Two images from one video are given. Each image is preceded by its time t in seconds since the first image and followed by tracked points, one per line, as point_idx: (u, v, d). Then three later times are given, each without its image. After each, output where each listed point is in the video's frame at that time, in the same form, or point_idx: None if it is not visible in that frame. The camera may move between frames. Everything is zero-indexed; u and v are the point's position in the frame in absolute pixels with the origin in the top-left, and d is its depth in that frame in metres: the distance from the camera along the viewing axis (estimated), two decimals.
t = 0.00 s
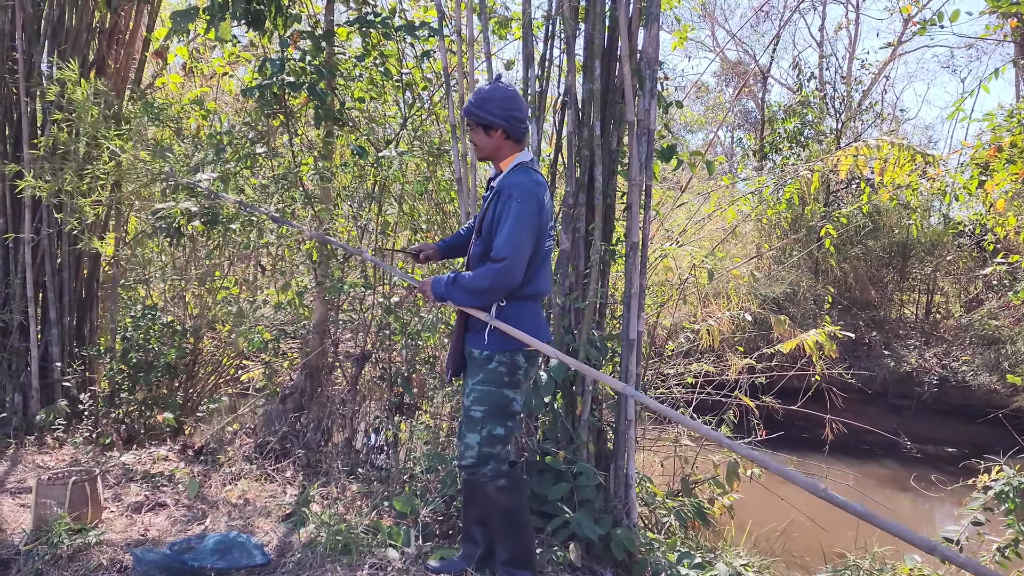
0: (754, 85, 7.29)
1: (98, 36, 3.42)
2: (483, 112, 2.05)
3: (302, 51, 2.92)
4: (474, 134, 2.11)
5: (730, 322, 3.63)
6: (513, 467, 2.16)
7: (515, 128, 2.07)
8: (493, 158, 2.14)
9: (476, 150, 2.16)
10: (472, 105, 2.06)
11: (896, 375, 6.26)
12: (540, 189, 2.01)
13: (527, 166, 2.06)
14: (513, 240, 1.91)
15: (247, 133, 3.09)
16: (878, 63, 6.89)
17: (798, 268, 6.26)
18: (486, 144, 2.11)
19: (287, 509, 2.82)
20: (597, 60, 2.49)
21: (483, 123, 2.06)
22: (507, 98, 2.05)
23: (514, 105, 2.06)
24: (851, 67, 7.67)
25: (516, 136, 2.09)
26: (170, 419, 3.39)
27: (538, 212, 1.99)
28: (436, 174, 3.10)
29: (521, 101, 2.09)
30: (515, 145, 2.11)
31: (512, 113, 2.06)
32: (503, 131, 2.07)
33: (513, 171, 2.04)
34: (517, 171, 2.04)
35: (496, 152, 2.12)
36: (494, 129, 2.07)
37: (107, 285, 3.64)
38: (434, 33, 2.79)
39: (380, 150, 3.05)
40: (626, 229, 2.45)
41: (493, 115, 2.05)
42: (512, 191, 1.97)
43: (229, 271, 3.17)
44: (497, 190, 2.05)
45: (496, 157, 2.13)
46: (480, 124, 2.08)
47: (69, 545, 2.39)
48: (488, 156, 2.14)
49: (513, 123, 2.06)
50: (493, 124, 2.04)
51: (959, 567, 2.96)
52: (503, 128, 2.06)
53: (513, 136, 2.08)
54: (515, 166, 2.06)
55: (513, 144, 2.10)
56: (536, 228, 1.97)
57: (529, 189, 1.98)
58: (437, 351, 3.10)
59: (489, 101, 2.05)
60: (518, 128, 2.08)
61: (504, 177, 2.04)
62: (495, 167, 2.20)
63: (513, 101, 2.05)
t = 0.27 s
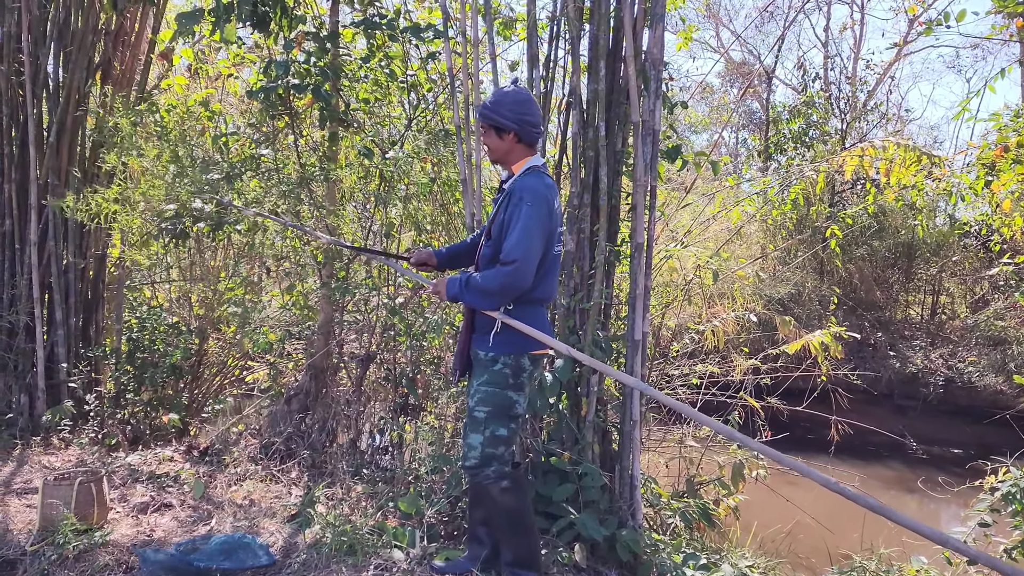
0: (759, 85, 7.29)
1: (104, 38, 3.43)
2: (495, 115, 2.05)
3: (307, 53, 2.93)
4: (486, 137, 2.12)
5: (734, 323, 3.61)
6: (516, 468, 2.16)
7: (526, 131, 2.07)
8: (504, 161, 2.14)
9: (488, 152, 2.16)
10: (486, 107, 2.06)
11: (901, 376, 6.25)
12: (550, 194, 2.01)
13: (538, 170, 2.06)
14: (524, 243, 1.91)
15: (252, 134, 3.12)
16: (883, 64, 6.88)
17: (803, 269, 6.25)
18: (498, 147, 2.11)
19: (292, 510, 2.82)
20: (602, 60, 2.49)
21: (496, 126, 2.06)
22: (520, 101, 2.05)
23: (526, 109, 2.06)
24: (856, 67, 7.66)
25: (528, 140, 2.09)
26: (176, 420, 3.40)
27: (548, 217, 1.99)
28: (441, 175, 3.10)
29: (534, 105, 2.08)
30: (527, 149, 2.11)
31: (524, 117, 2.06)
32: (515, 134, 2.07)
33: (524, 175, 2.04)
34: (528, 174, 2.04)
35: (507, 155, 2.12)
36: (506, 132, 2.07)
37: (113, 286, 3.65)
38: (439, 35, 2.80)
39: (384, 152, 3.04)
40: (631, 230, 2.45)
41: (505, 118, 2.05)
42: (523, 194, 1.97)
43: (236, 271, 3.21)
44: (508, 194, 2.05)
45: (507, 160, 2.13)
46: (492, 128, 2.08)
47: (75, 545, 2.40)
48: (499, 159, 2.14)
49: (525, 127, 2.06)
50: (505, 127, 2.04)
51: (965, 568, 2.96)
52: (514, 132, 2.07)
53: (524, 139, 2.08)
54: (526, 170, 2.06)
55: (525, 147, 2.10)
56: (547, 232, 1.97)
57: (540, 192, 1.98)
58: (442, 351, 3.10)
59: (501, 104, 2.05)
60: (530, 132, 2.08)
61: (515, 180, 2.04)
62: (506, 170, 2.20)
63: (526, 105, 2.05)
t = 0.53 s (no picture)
0: (763, 87, 7.28)
1: (110, 41, 3.44)
2: (502, 116, 2.05)
3: (312, 57, 2.94)
4: (494, 139, 2.13)
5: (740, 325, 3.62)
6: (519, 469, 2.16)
7: (533, 133, 2.07)
8: (511, 163, 2.14)
9: (496, 154, 2.16)
10: (492, 109, 2.07)
11: (907, 377, 6.21)
12: (553, 196, 2.01)
13: (543, 173, 2.06)
14: (526, 245, 1.91)
15: (256, 136, 3.13)
16: (888, 64, 6.86)
17: (807, 270, 6.23)
18: (504, 148, 2.11)
19: (297, 512, 2.82)
20: (606, 62, 2.49)
21: (502, 127, 2.07)
22: (526, 103, 2.05)
23: (533, 111, 2.06)
24: (860, 68, 7.65)
25: (535, 142, 2.09)
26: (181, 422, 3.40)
27: (551, 219, 1.99)
28: (445, 177, 3.11)
29: (541, 107, 2.08)
30: (534, 151, 2.11)
31: (530, 119, 2.06)
32: (521, 136, 2.07)
33: (528, 177, 2.04)
34: (533, 177, 2.04)
35: (514, 157, 2.12)
36: (512, 133, 2.07)
37: (118, 289, 3.65)
38: (443, 37, 2.80)
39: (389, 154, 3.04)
40: (635, 232, 2.44)
41: (512, 119, 2.05)
42: (525, 197, 1.97)
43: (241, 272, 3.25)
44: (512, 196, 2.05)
45: (514, 162, 2.13)
46: (499, 130, 2.09)
47: (81, 548, 2.40)
48: (506, 161, 2.14)
49: (531, 129, 2.06)
50: (510, 129, 2.04)
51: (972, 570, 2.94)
52: (520, 133, 2.07)
53: (531, 141, 2.08)
54: (531, 173, 2.06)
55: (532, 150, 2.10)
56: (549, 234, 1.97)
57: (542, 194, 1.98)
58: (447, 354, 3.10)
59: (507, 106, 2.05)
60: (536, 134, 2.08)
61: (520, 182, 2.04)
62: (514, 172, 2.20)
63: (532, 106, 2.05)
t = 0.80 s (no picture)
0: (766, 88, 7.28)
1: (114, 44, 3.45)
2: (506, 117, 2.06)
3: (315, 59, 2.94)
4: (498, 140, 2.13)
5: (744, 326, 3.65)
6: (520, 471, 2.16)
7: (537, 134, 2.07)
8: (515, 164, 2.14)
9: (500, 155, 2.16)
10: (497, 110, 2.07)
11: (912, 379, 6.21)
12: (556, 198, 2.01)
13: (547, 175, 2.06)
14: (530, 248, 1.90)
15: (261, 137, 3.14)
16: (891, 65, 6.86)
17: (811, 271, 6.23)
18: (508, 149, 2.11)
19: (301, 513, 2.83)
20: (609, 64, 2.48)
21: (506, 128, 2.07)
22: (530, 104, 2.05)
23: (536, 112, 2.06)
24: (863, 70, 7.65)
25: (539, 143, 2.09)
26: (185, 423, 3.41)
27: (554, 221, 1.99)
28: (449, 178, 3.11)
29: (546, 109, 2.08)
30: (538, 152, 2.11)
31: (534, 120, 2.06)
32: (524, 137, 2.07)
33: (531, 180, 2.04)
34: (536, 179, 2.04)
35: (518, 158, 2.12)
36: (516, 134, 2.07)
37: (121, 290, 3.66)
38: (447, 38, 2.80)
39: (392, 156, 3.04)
40: (639, 233, 2.44)
41: (516, 120, 2.05)
42: (528, 199, 1.97)
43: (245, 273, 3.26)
44: (515, 198, 2.05)
45: (518, 164, 2.13)
46: (503, 131, 2.09)
47: (86, 549, 2.41)
48: (510, 162, 2.14)
49: (535, 130, 2.06)
50: (515, 130, 2.04)
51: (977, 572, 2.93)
52: (524, 134, 2.07)
53: (535, 142, 2.08)
54: (534, 174, 2.06)
55: (536, 151, 2.10)
56: (552, 237, 1.97)
57: (546, 197, 1.98)
58: (450, 355, 3.10)
59: (512, 107, 2.06)
60: (540, 135, 2.08)
61: (523, 185, 2.04)
62: (517, 173, 2.20)
63: (536, 108, 2.06)
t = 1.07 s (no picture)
0: (767, 88, 7.27)
1: (115, 43, 3.45)
2: (508, 116, 2.05)
3: (317, 59, 2.94)
4: (499, 138, 2.12)
5: (745, 326, 3.64)
6: (520, 471, 2.16)
7: (538, 133, 2.07)
8: (516, 163, 2.14)
9: (500, 154, 2.16)
10: (499, 109, 2.07)
11: (913, 379, 6.21)
12: (559, 197, 2.01)
13: (549, 174, 2.06)
14: (535, 246, 1.90)
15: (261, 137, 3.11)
16: (893, 66, 6.85)
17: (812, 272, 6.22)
18: (510, 148, 2.11)
19: (302, 513, 2.82)
20: (611, 63, 2.48)
21: (508, 127, 2.07)
22: (532, 103, 2.05)
23: (538, 111, 2.06)
24: (865, 70, 7.65)
25: (540, 142, 2.09)
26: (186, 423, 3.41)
27: (557, 220, 1.99)
28: (450, 178, 3.12)
29: (547, 108, 2.09)
30: (539, 151, 2.10)
31: (536, 119, 2.06)
32: (526, 135, 2.07)
33: (534, 179, 2.04)
34: (538, 178, 2.04)
35: (519, 157, 2.12)
36: (518, 133, 2.07)
37: (123, 289, 3.66)
38: (449, 38, 2.80)
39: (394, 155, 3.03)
40: (641, 233, 2.44)
41: (518, 119, 2.05)
42: (532, 197, 1.97)
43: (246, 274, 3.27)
44: (517, 197, 2.05)
45: (519, 162, 2.13)
46: (505, 129, 2.09)
47: (87, 548, 2.40)
48: (511, 161, 2.14)
49: (537, 129, 2.06)
50: (517, 129, 2.04)
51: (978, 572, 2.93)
52: (526, 133, 2.06)
53: (536, 141, 2.08)
54: (536, 173, 2.06)
55: (537, 150, 2.10)
56: (556, 236, 1.97)
57: (549, 195, 1.98)
58: (451, 355, 3.11)
59: (514, 106, 2.05)
60: (542, 135, 2.08)
61: (525, 184, 2.04)
62: (517, 172, 2.20)
63: (538, 107, 2.06)
